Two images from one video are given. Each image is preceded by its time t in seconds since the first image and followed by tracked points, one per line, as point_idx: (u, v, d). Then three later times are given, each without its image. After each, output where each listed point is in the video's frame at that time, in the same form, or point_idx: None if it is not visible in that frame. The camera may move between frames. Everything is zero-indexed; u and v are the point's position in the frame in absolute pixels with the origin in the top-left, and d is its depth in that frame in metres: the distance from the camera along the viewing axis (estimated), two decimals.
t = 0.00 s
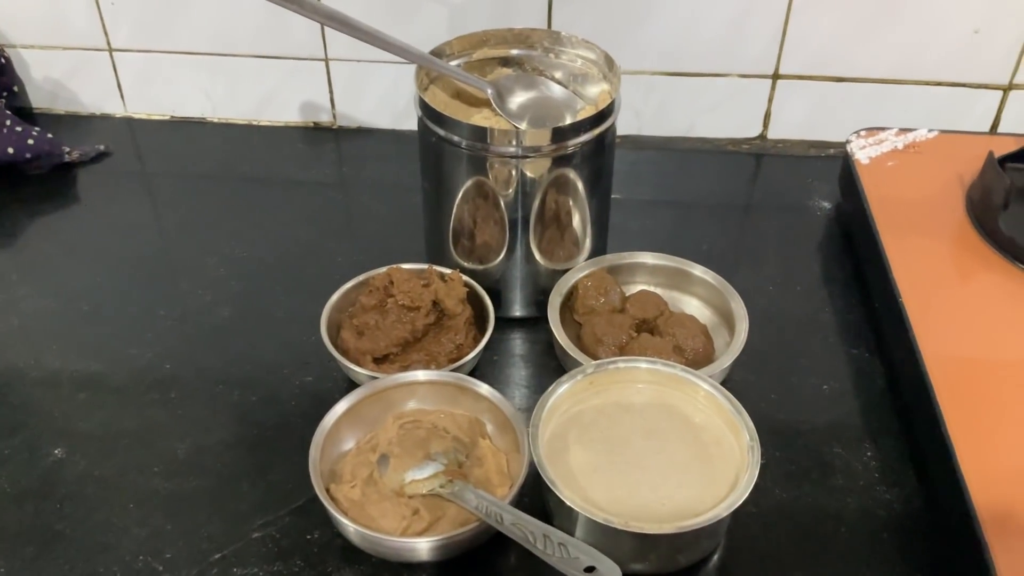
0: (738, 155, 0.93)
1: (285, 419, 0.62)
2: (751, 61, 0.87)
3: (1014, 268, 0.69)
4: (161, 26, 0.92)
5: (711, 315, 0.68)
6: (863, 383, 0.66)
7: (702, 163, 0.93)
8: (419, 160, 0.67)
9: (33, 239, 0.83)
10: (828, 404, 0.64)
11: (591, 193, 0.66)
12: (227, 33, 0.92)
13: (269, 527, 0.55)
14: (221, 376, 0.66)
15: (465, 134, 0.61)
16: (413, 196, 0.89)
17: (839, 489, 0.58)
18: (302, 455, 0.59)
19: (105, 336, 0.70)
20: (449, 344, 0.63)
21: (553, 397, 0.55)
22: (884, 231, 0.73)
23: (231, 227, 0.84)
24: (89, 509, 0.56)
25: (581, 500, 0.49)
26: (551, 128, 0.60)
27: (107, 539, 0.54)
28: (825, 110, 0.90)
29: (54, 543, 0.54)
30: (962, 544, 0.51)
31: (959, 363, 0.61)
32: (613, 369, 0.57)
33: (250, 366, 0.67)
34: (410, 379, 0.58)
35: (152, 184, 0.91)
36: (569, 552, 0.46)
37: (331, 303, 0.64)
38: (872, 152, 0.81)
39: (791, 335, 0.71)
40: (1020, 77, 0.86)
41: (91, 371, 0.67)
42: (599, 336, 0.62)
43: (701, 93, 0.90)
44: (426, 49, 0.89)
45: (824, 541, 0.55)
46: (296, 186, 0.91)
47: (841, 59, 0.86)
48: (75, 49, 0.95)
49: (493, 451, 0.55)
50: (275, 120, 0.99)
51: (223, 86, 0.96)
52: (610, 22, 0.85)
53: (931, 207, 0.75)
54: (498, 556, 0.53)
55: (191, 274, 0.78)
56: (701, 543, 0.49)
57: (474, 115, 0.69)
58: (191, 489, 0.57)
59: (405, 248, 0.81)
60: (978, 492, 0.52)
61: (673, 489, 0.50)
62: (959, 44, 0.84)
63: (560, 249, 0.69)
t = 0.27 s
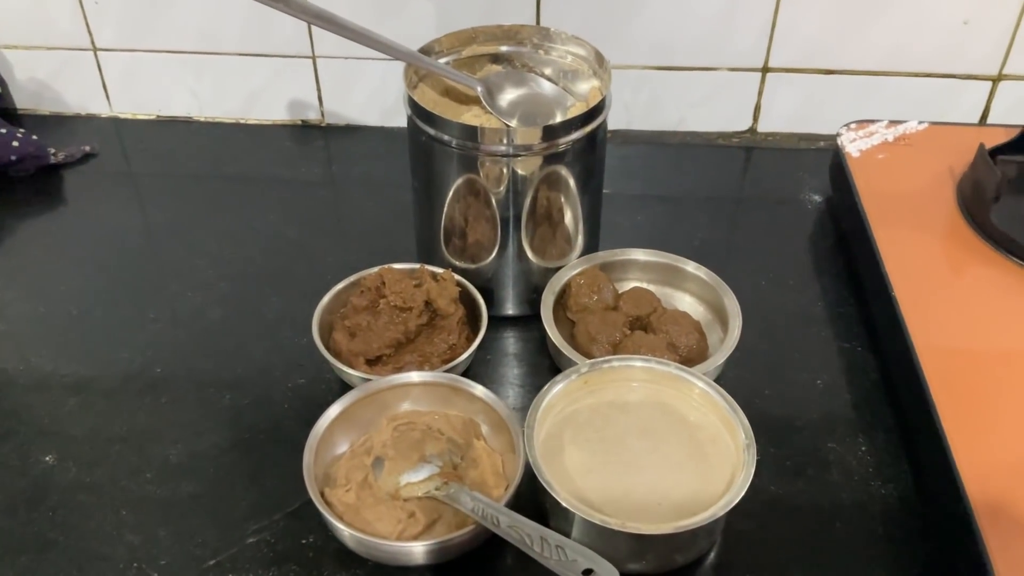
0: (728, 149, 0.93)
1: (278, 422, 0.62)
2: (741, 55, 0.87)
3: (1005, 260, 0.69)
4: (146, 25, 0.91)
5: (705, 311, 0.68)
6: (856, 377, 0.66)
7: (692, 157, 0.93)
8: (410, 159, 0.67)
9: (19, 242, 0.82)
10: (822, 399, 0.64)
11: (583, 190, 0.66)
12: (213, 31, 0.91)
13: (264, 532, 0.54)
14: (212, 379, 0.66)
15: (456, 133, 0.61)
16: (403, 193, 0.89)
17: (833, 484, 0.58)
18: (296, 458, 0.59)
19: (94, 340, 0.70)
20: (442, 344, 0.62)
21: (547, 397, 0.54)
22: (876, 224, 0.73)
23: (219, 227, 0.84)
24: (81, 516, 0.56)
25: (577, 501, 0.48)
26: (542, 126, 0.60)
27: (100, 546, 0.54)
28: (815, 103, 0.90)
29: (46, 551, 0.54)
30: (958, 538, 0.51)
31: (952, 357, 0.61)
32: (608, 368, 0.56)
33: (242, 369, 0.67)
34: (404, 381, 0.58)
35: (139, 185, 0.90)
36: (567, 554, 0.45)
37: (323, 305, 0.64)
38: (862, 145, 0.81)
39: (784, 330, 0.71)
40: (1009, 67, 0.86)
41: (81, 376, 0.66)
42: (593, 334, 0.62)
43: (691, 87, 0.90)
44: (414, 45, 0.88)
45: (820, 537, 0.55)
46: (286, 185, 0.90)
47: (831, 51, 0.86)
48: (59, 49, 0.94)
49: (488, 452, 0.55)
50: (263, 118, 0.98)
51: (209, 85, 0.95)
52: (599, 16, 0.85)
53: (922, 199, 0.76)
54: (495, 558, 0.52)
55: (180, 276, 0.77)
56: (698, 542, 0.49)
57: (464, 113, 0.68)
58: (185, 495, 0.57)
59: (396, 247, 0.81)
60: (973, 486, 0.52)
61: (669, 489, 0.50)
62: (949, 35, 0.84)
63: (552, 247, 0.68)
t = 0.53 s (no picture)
0: (721, 138, 0.93)
1: (276, 420, 0.62)
2: (732, 45, 0.87)
3: (996, 249, 0.70)
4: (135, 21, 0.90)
5: (699, 303, 0.69)
6: (849, 366, 0.67)
7: (685, 147, 0.93)
8: (404, 156, 0.67)
9: (13, 241, 0.82)
10: (816, 390, 0.65)
11: (576, 184, 0.66)
12: (203, 26, 0.90)
13: (265, 531, 0.55)
14: (210, 378, 0.66)
15: (449, 130, 0.61)
16: (397, 187, 0.89)
17: (828, 474, 0.59)
18: (295, 456, 0.59)
19: (91, 339, 0.70)
20: (439, 341, 0.63)
21: (544, 393, 0.55)
22: (868, 214, 0.74)
23: (213, 224, 0.84)
24: (83, 517, 0.56)
25: (575, 497, 0.49)
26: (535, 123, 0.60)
27: (102, 547, 0.54)
28: (806, 91, 0.90)
29: (49, 553, 0.54)
30: (951, 528, 0.52)
31: (944, 347, 0.62)
32: (604, 363, 0.57)
33: (239, 367, 0.67)
34: (401, 378, 0.58)
35: (132, 182, 0.90)
36: (567, 551, 0.46)
37: (319, 303, 0.64)
38: (854, 135, 0.81)
39: (778, 320, 0.71)
40: (1000, 54, 0.86)
41: (79, 376, 0.66)
42: (588, 328, 0.63)
43: (683, 77, 0.90)
44: (405, 39, 0.88)
45: (815, 527, 0.56)
46: (279, 180, 0.90)
47: (822, 40, 0.86)
48: (48, 46, 0.93)
49: (486, 448, 0.55)
50: (255, 113, 0.98)
51: (200, 80, 0.95)
52: (590, 8, 0.85)
53: (914, 188, 0.76)
54: (494, 553, 0.53)
55: (176, 274, 0.77)
56: (695, 535, 0.50)
57: (457, 108, 0.68)
58: (185, 494, 0.57)
59: (391, 241, 0.81)
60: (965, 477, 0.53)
61: (666, 484, 0.51)
62: (939, 23, 0.84)
63: (546, 241, 0.68)
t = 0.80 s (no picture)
0: (719, 119, 0.93)
1: (278, 412, 0.62)
2: (731, 25, 0.86)
3: (995, 232, 0.70)
4: (128, 5, 0.89)
5: (699, 289, 0.69)
6: (848, 351, 0.67)
7: (683, 128, 0.92)
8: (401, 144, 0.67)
9: (10, 232, 0.82)
10: (815, 375, 0.65)
11: (575, 171, 0.66)
12: (196, 11, 0.89)
13: (269, 523, 0.55)
14: (210, 369, 0.66)
15: (447, 119, 0.61)
16: (393, 173, 0.88)
17: (826, 459, 0.59)
18: (297, 448, 0.60)
19: (91, 331, 0.70)
20: (439, 330, 0.63)
21: (546, 383, 0.55)
22: (867, 198, 0.74)
23: (211, 212, 0.83)
24: (88, 511, 0.56)
25: (577, 488, 0.50)
26: (533, 112, 0.59)
27: (108, 541, 0.55)
28: (805, 71, 0.90)
29: (55, 547, 0.55)
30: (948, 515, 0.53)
31: (943, 332, 0.62)
32: (604, 352, 0.57)
33: (240, 358, 0.67)
34: (402, 369, 0.58)
35: (127, 170, 0.89)
36: (569, 543, 0.47)
37: (318, 293, 0.64)
38: (853, 116, 0.81)
39: (777, 305, 0.71)
40: (1000, 32, 0.85)
41: (80, 368, 0.67)
42: (588, 317, 0.63)
43: (681, 58, 0.89)
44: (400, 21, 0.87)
45: (814, 513, 0.56)
46: (275, 166, 0.89)
47: (821, 20, 0.85)
48: (40, 32, 0.92)
49: (488, 437, 0.56)
50: (249, 97, 0.97)
51: (194, 65, 0.94)
52: None
53: (913, 171, 0.76)
54: (497, 543, 0.53)
55: (174, 263, 0.77)
56: (695, 524, 0.50)
57: (454, 95, 0.68)
58: (189, 487, 0.57)
59: (389, 228, 0.80)
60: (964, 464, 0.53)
61: (667, 473, 0.51)
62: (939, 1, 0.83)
63: (545, 228, 0.68)
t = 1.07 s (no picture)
0: (718, 100, 0.91)
1: (275, 404, 0.62)
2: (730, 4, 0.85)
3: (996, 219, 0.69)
4: None
5: (697, 277, 0.68)
6: (847, 339, 0.67)
7: (682, 109, 0.91)
8: (396, 132, 0.66)
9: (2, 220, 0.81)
10: (813, 364, 0.65)
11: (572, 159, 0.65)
12: None
13: (266, 517, 0.55)
14: (206, 361, 0.66)
15: (441, 110, 0.60)
16: (388, 157, 0.87)
17: (823, 450, 0.59)
18: (294, 441, 0.60)
19: (85, 322, 0.69)
20: (435, 322, 0.62)
21: (543, 377, 0.55)
22: (867, 184, 0.73)
23: (204, 199, 0.82)
24: (86, 506, 0.57)
25: (574, 484, 0.50)
26: (529, 102, 0.59)
27: (106, 536, 0.55)
28: (806, 51, 0.88)
29: (54, 542, 0.55)
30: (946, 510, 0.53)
31: (942, 323, 0.61)
32: (603, 345, 0.57)
33: (236, 349, 0.67)
34: (399, 362, 0.58)
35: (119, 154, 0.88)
36: (567, 543, 0.47)
37: (314, 284, 0.63)
38: (853, 99, 0.80)
39: (775, 293, 0.71)
40: (1003, 12, 0.83)
41: (76, 361, 0.66)
42: (585, 307, 0.63)
43: (680, 38, 0.88)
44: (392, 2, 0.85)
45: (811, 505, 0.56)
46: (268, 151, 0.88)
47: None
48: (28, 14, 0.90)
49: (485, 431, 0.55)
50: (242, 79, 0.95)
51: (186, 47, 0.93)
52: None
53: (914, 156, 0.75)
54: (495, 538, 0.54)
55: (168, 252, 0.76)
56: (692, 520, 0.50)
57: (450, 82, 0.66)
58: (186, 481, 0.58)
59: (384, 215, 0.80)
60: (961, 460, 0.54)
61: (665, 467, 0.51)
62: None
63: (542, 216, 0.68)
